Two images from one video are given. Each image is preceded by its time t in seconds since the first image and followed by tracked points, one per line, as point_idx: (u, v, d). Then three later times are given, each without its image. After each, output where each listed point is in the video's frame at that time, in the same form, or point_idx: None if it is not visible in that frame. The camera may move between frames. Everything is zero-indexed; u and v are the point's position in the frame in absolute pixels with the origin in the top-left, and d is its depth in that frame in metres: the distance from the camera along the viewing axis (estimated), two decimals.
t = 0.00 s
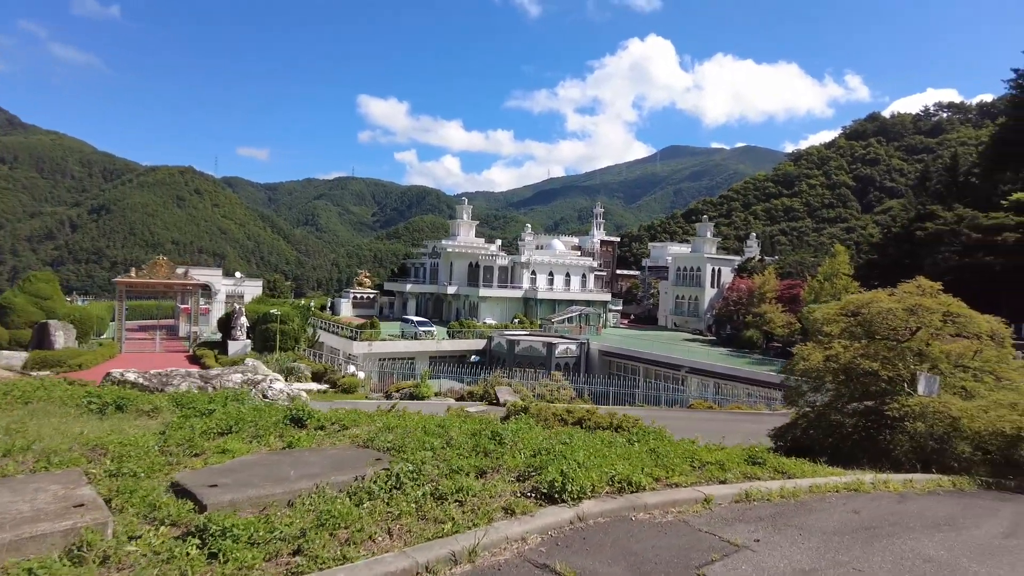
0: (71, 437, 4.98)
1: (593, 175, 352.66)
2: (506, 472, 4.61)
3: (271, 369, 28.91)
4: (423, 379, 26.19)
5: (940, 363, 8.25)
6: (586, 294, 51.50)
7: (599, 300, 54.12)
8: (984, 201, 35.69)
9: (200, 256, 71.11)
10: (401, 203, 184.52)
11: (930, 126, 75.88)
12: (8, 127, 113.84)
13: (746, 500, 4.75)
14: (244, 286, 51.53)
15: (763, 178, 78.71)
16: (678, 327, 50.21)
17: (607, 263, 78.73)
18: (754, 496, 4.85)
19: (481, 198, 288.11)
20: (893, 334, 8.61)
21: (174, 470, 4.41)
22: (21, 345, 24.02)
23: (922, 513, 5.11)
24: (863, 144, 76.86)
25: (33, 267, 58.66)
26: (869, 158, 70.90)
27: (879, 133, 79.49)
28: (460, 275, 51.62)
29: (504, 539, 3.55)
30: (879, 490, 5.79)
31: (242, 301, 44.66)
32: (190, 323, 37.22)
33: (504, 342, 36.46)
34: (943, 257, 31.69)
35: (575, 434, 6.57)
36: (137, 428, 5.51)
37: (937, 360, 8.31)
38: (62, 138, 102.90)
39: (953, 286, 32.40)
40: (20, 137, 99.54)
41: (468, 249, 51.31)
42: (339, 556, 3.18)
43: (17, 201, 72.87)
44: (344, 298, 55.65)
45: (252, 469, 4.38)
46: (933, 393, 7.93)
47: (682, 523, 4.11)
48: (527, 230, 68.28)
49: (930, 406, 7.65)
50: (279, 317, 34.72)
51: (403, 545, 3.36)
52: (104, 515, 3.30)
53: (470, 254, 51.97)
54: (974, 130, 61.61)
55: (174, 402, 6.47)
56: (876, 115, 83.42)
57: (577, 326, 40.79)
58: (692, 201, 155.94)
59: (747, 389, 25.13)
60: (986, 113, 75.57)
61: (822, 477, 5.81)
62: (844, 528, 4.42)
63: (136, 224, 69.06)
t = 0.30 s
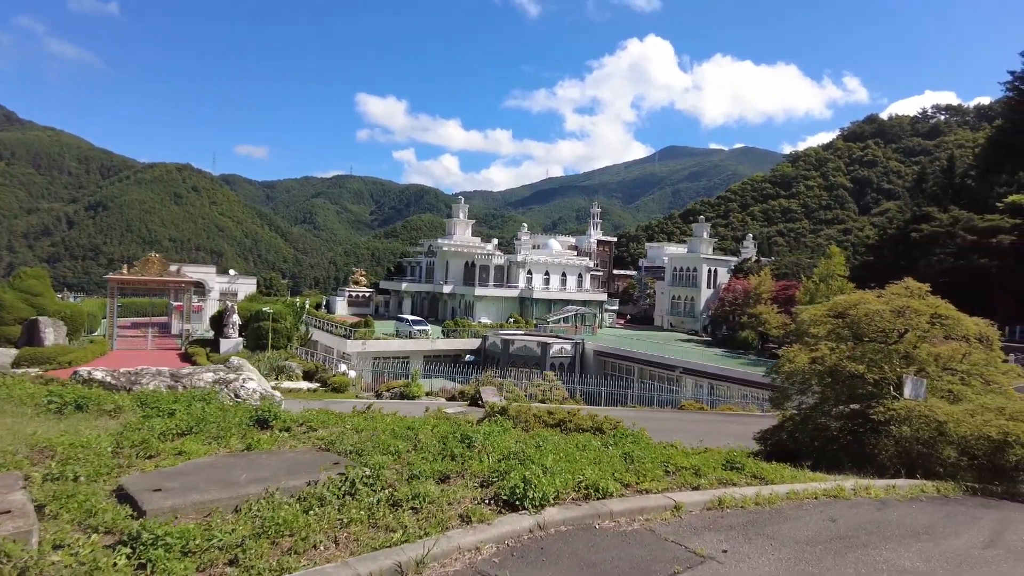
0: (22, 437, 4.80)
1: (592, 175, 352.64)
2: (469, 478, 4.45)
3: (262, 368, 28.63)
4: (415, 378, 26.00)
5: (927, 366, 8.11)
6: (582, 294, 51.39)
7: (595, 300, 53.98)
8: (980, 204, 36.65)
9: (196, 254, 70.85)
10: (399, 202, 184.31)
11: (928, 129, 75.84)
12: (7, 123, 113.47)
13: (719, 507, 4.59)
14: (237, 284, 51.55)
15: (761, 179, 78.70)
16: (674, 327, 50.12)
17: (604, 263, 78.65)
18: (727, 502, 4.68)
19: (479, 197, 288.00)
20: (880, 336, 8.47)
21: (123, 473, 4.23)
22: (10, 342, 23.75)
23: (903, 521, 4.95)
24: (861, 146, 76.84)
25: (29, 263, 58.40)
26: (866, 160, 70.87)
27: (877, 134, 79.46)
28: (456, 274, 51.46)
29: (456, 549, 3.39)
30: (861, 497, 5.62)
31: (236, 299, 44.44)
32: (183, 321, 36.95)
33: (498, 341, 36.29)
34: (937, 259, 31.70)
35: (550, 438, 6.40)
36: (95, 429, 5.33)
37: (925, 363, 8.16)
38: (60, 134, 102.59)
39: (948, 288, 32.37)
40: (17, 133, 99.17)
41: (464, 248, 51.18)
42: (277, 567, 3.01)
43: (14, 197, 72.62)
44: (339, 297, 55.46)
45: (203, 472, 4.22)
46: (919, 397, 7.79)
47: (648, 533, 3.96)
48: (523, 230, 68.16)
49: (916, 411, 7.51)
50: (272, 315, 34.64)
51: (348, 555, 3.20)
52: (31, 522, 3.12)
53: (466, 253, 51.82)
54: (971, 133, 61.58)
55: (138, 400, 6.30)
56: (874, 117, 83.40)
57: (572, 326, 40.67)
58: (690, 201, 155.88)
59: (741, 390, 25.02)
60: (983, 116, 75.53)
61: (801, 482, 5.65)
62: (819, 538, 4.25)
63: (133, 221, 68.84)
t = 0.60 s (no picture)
0: None
1: (592, 176, 352.75)
2: (430, 482, 4.34)
3: (255, 367, 28.48)
4: (407, 378, 25.81)
5: (915, 368, 7.96)
6: (580, 294, 51.23)
7: (593, 300, 53.83)
8: (977, 203, 36.72)
9: (195, 254, 70.76)
10: (399, 202, 184.16)
11: (927, 130, 75.67)
12: (6, 123, 113.30)
13: (690, 512, 4.44)
14: (234, 284, 51.44)
15: (760, 180, 78.55)
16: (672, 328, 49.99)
17: (603, 264, 78.52)
18: (700, 507, 4.52)
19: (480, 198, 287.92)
20: (867, 336, 8.32)
21: (68, 475, 4.08)
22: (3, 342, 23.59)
23: (882, 526, 4.78)
24: (860, 147, 76.71)
25: (28, 263, 58.31)
26: (866, 161, 70.73)
27: (877, 135, 79.30)
28: (454, 274, 51.31)
29: (404, 556, 3.24)
30: (841, 500, 5.46)
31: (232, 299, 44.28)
32: (178, 321, 36.74)
33: (495, 342, 36.07)
34: (934, 259, 31.41)
35: (524, 440, 6.25)
36: (51, 429, 5.17)
37: (912, 363, 8.01)
38: (60, 134, 102.52)
39: (946, 289, 32.18)
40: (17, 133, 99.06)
41: (461, 248, 51.03)
42: None
43: (14, 197, 72.61)
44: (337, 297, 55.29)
45: (152, 474, 4.06)
46: (907, 398, 7.62)
47: (611, 538, 3.81)
48: (521, 230, 67.99)
49: (902, 412, 7.36)
50: (266, 315, 34.52)
51: (288, 562, 3.07)
52: None
53: (464, 253, 51.63)
54: (971, 134, 61.41)
55: (102, 399, 6.14)
56: (873, 118, 83.22)
57: (570, 327, 40.53)
58: (691, 202, 155.72)
59: (737, 390, 24.85)
60: (983, 116, 75.33)
61: (778, 486, 5.50)
62: (790, 544, 4.11)
63: (132, 221, 68.74)
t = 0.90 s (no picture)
0: None
1: (593, 177, 352.79)
2: (388, 489, 4.19)
3: (248, 368, 28.33)
4: (401, 379, 25.63)
5: (903, 370, 7.79)
6: (579, 295, 51.08)
7: (591, 301, 53.69)
8: (977, 204, 35.82)
9: (194, 254, 70.71)
10: (399, 203, 184.16)
11: (928, 131, 75.48)
12: (7, 123, 113.28)
13: (658, 520, 4.27)
14: (231, 285, 51.23)
15: (760, 181, 78.36)
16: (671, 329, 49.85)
17: (603, 265, 78.41)
18: (669, 515, 4.36)
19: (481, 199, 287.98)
20: (855, 337, 8.15)
21: (9, 480, 3.93)
22: None
23: (861, 535, 4.60)
24: (860, 148, 76.54)
25: (28, 264, 58.26)
26: (866, 162, 70.55)
27: (877, 137, 79.14)
28: (452, 275, 51.16)
29: (345, 568, 3.10)
30: (821, 507, 5.29)
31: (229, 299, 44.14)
32: (174, 321, 36.58)
33: (492, 343, 35.88)
34: (932, 261, 31.03)
35: (498, 443, 6.08)
36: (5, 432, 5.02)
37: (899, 366, 7.85)
38: (61, 134, 102.52)
39: (944, 290, 31.98)
40: (18, 133, 99.04)
41: (460, 249, 50.89)
42: None
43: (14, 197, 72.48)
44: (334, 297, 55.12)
45: (96, 479, 3.92)
46: (895, 401, 7.44)
47: (571, 548, 3.66)
48: (521, 231, 67.82)
49: (888, 416, 7.18)
50: (261, 315, 34.33)
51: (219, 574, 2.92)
52: None
53: (462, 254, 51.47)
54: (971, 135, 61.25)
55: (64, 401, 5.98)
56: (874, 119, 83.05)
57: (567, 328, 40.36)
58: (691, 203, 155.64)
59: (734, 392, 24.68)
60: (983, 118, 75.14)
61: (757, 492, 5.33)
62: (762, 555, 3.94)
63: (132, 221, 68.70)
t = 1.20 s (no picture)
0: None
1: (594, 177, 352.76)
2: (347, 490, 4.02)
3: (242, 366, 28.12)
4: (395, 379, 25.42)
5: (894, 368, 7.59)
6: (578, 294, 50.88)
7: (590, 301, 53.49)
8: (977, 204, 35.39)
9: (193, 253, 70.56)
10: (400, 202, 184.00)
11: (929, 131, 75.25)
12: (9, 122, 113.27)
13: (630, 523, 4.09)
14: (228, 283, 51.11)
15: (761, 181, 78.11)
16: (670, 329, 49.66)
17: (602, 264, 78.22)
18: (642, 518, 4.18)
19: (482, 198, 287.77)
20: (844, 335, 7.94)
21: None
22: None
23: (841, 539, 4.42)
24: (861, 148, 76.32)
25: (28, 262, 58.17)
26: (867, 162, 70.32)
27: (878, 137, 78.91)
28: (450, 274, 50.98)
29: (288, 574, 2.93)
30: (805, 510, 5.10)
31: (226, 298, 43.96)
32: (170, 320, 36.41)
33: (489, 342, 35.68)
34: (932, 261, 30.68)
35: (473, 443, 5.90)
36: None
37: (890, 365, 7.65)
38: (63, 133, 102.46)
39: (944, 289, 31.77)
40: (19, 132, 99.03)
41: (458, 248, 50.69)
42: None
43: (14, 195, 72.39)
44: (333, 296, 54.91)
45: (40, 479, 3.76)
46: (884, 400, 7.24)
47: (533, 552, 3.50)
48: (520, 230, 67.62)
49: (878, 416, 6.97)
50: (256, 314, 34.17)
51: None
52: None
53: (461, 253, 51.26)
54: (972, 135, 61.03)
55: (26, 398, 5.81)
56: (875, 119, 82.82)
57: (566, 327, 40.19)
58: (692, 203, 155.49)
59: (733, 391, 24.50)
60: (985, 119, 74.91)
61: (738, 494, 5.14)
62: (736, 559, 3.77)
63: (132, 220, 68.59)
